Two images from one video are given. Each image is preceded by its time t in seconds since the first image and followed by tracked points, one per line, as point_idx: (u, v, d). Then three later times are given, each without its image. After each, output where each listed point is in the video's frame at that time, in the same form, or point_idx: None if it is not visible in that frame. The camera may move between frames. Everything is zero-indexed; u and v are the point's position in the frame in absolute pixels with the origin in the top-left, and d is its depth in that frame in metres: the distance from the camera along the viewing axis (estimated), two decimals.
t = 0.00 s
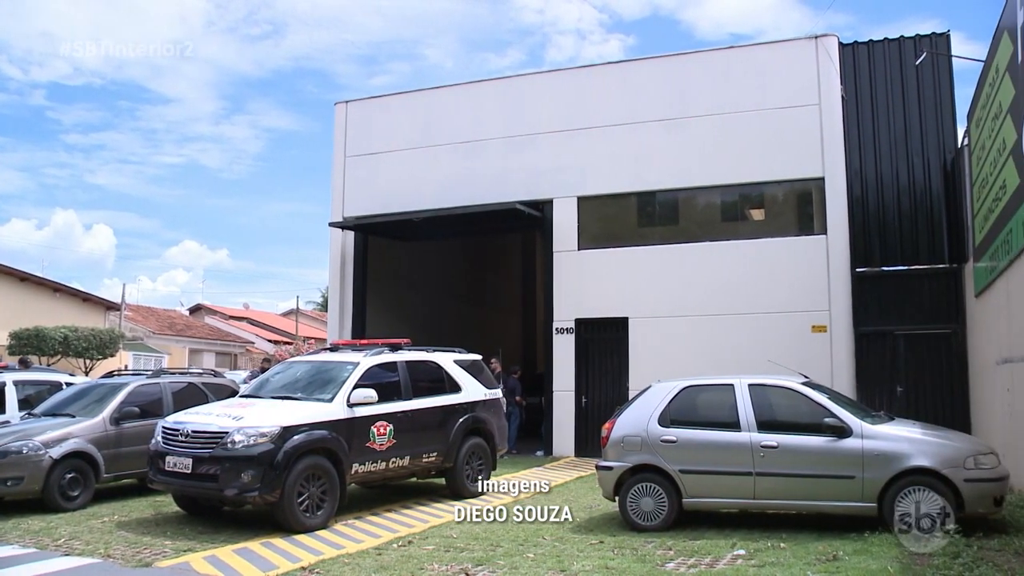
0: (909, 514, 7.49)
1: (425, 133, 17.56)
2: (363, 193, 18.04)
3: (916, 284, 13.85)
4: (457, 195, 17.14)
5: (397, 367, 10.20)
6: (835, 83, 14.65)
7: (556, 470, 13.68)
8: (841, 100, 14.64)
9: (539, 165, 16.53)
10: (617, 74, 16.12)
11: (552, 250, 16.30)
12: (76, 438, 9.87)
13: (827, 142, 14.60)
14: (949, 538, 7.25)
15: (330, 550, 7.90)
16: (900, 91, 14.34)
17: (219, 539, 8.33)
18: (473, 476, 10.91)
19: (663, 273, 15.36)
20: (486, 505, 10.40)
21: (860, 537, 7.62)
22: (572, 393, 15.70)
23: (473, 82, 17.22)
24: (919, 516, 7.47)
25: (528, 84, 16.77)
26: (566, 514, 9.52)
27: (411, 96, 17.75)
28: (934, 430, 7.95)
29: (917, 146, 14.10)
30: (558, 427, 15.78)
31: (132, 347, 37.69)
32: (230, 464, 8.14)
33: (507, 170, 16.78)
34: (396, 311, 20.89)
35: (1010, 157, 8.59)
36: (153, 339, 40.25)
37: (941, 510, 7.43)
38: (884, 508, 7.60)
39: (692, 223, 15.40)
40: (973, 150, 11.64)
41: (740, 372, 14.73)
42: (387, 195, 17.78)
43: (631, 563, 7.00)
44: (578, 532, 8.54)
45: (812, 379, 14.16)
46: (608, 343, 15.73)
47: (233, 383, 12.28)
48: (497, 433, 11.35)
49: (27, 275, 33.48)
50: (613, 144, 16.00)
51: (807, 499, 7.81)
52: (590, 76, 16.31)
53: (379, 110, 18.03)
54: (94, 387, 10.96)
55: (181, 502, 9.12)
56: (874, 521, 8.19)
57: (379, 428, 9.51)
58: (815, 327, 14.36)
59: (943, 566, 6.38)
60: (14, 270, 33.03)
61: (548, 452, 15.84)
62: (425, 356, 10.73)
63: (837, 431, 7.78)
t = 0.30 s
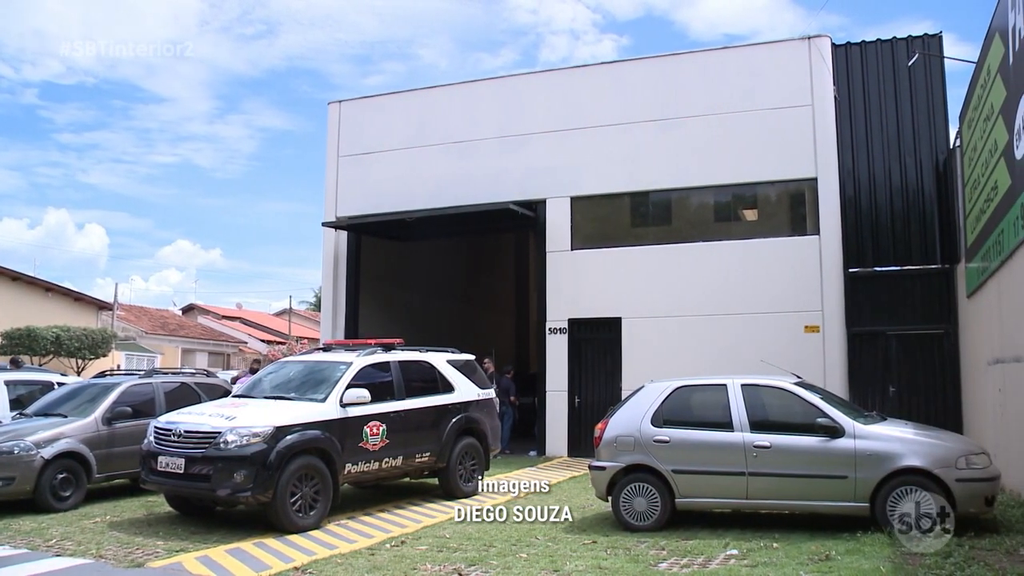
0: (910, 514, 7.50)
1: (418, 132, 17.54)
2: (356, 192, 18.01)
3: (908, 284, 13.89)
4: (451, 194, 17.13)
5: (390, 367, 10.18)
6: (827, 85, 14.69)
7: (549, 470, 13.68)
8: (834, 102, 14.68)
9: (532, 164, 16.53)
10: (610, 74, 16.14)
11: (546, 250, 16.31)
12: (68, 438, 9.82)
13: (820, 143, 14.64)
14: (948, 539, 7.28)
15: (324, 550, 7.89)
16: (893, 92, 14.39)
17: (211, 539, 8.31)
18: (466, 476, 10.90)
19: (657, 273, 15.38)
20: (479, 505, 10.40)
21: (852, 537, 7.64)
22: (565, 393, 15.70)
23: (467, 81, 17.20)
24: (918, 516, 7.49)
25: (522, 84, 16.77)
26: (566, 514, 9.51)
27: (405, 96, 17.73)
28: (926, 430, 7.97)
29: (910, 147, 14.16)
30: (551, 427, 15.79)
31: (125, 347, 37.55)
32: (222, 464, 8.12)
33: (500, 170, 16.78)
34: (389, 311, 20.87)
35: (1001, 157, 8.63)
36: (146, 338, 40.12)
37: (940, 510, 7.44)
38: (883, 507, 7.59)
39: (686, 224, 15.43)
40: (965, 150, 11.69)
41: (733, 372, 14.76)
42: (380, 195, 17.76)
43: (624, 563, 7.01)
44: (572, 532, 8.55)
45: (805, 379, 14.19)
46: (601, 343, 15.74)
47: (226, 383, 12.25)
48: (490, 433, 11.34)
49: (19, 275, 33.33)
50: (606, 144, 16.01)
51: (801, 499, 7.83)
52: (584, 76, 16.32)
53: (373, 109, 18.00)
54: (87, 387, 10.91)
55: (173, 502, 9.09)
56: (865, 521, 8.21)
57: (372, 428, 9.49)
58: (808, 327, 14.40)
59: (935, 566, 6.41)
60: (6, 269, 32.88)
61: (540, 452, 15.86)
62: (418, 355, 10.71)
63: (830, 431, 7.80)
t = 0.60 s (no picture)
0: (910, 514, 7.50)
1: (416, 132, 17.53)
2: (355, 193, 18.00)
3: (906, 284, 13.90)
4: (449, 194, 17.12)
5: (388, 367, 10.18)
6: (826, 85, 14.70)
7: (547, 470, 13.68)
8: (832, 102, 14.69)
9: (531, 164, 16.53)
10: (609, 74, 16.13)
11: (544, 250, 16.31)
12: (66, 438, 9.81)
13: (819, 143, 14.64)
14: (948, 539, 7.29)
15: (323, 550, 7.88)
16: (891, 93, 14.40)
17: (209, 539, 8.30)
18: (464, 476, 10.89)
19: (656, 273, 15.38)
20: (477, 505, 10.39)
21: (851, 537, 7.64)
22: (563, 393, 15.71)
23: (466, 81, 17.20)
24: (919, 515, 7.49)
25: (521, 84, 16.76)
26: (566, 514, 9.51)
27: (403, 96, 17.73)
28: (924, 430, 7.97)
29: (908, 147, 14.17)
30: (549, 427, 15.79)
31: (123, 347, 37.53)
32: (221, 464, 8.11)
33: (499, 170, 16.78)
34: (388, 311, 20.87)
35: (999, 158, 8.63)
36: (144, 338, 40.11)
37: (939, 510, 7.44)
38: (886, 505, 7.58)
39: (684, 224, 15.43)
40: (963, 151, 11.70)
41: (731, 372, 14.76)
42: (378, 195, 17.75)
43: (622, 563, 7.01)
44: (570, 532, 8.55)
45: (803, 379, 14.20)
46: (599, 343, 15.74)
47: (224, 383, 12.24)
48: (488, 433, 11.34)
49: (18, 275, 33.32)
50: (605, 144, 16.01)
51: (799, 498, 7.83)
52: (583, 76, 16.32)
53: (371, 109, 17.99)
54: (85, 387, 10.90)
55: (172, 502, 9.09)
56: (864, 521, 8.22)
57: (371, 428, 9.49)
58: (806, 327, 14.41)
59: (933, 566, 6.41)
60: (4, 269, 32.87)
61: (539, 452, 15.87)
62: (416, 356, 10.71)
63: (828, 431, 7.80)
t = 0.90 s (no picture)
0: (910, 515, 7.50)
1: (416, 132, 17.53)
2: (355, 193, 18.00)
3: (906, 284, 13.90)
4: (449, 194, 17.12)
5: (388, 367, 10.18)
6: (826, 85, 14.70)
7: (547, 470, 13.68)
8: (832, 102, 14.69)
9: (531, 164, 16.53)
10: (609, 74, 16.13)
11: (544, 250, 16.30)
12: (66, 438, 9.81)
13: (819, 144, 14.64)
14: (948, 539, 7.29)
15: (323, 550, 7.88)
16: (891, 93, 14.39)
17: (209, 539, 8.30)
18: (464, 476, 10.89)
19: (656, 272, 15.38)
20: (477, 505, 10.39)
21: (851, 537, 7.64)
22: (563, 394, 15.71)
23: (466, 82, 17.20)
24: (919, 515, 7.50)
25: (521, 84, 16.76)
26: (565, 514, 9.51)
27: (403, 96, 17.72)
28: (924, 430, 7.97)
29: (908, 147, 14.17)
30: (549, 427, 15.80)
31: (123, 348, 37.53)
32: (221, 464, 8.11)
33: (499, 170, 16.78)
34: (388, 311, 20.87)
35: (1000, 158, 8.62)
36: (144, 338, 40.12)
37: (940, 510, 7.44)
38: (886, 505, 7.58)
39: (684, 224, 15.43)
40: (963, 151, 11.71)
41: (731, 372, 14.76)
42: (378, 195, 17.75)
43: (622, 563, 7.01)
44: (570, 532, 8.55)
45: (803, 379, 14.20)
46: (599, 343, 15.74)
47: (224, 383, 12.24)
48: (488, 433, 11.34)
49: (18, 275, 33.32)
50: (605, 144, 16.01)
51: (799, 498, 7.83)
52: (583, 76, 16.32)
53: (372, 109, 17.99)
54: (85, 387, 10.90)
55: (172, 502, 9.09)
56: (864, 521, 8.22)
57: (371, 428, 9.49)
58: (806, 327, 14.41)
59: (932, 566, 6.41)
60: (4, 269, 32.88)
61: (539, 452, 15.87)
62: (416, 356, 10.71)
63: (828, 431, 7.80)
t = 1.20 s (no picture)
0: (910, 515, 7.50)
1: (416, 133, 17.53)
2: (355, 193, 18.00)
3: (907, 284, 13.90)
4: (449, 194, 17.12)
5: (388, 367, 10.18)
6: (826, 86, 14.70)
7: (546, 470, 13.68)
8: (832, 102, 14.69)
9: (531, 164, 16.53)
10: (609, 74, 16.13)
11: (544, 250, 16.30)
12: (66, 438, 9.81)
13: (819, 144, 14.64)
14: (948, 539, 7.29)
15: (323, 550, 7.88)
16: (891, 93, 14.39)
17: (209, 538, 8.31)
18: (464, 476, 10.89)
19: (656, 272, 15.37)
20: (477, 505, 10.40)
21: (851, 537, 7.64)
22: (563, 394, 15.71)
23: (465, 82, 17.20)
24: (919, 515, 7.49)
25: (521, 84, 16.76)
26: (565, 514, 9.51)
27: (403, 96, 17.72)
28: (924, 430, 7.97)
29: (908, 146, 14.17)
30: (549, 427, 15.80)
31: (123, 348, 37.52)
32: (221, 464, 8.11)
33: (499, 169, 16.78)
34: (388, 311, 20.88)
35: (1000, 158, 8.62)
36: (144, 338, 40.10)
37: (939, 510, 7.44)
38: (885, 505, 7.58)
39: (684, 224, 15.43)
40: (963, 151, 11.71)
41: (731, 372, 14.76)
42: (378, 195, 17.75)
43: (622, 563, 7.01)
44: (570, 532, 8.55)
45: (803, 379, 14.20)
46: (600, 343, 15.73)
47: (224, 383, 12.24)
48: (488, 433, 11.34)
49: (18, 275, 33.31)
50: (604, 144, 16.01)
51: (799, 499, 7.83)
52: (582, 76, 16.32)
53: (371, 110, 17.99)
54: (85, 387, 10.90)
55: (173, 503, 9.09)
56: (864, 521, 8.22)
57: (371, 428, 9.49)
58: (806, 327, 14.41)
59: (933, 566, 6.41)
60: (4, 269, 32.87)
61: (539, 452, 15.88)
62: (416, 356, 10.71)
63: (828, 431, 7.80)
